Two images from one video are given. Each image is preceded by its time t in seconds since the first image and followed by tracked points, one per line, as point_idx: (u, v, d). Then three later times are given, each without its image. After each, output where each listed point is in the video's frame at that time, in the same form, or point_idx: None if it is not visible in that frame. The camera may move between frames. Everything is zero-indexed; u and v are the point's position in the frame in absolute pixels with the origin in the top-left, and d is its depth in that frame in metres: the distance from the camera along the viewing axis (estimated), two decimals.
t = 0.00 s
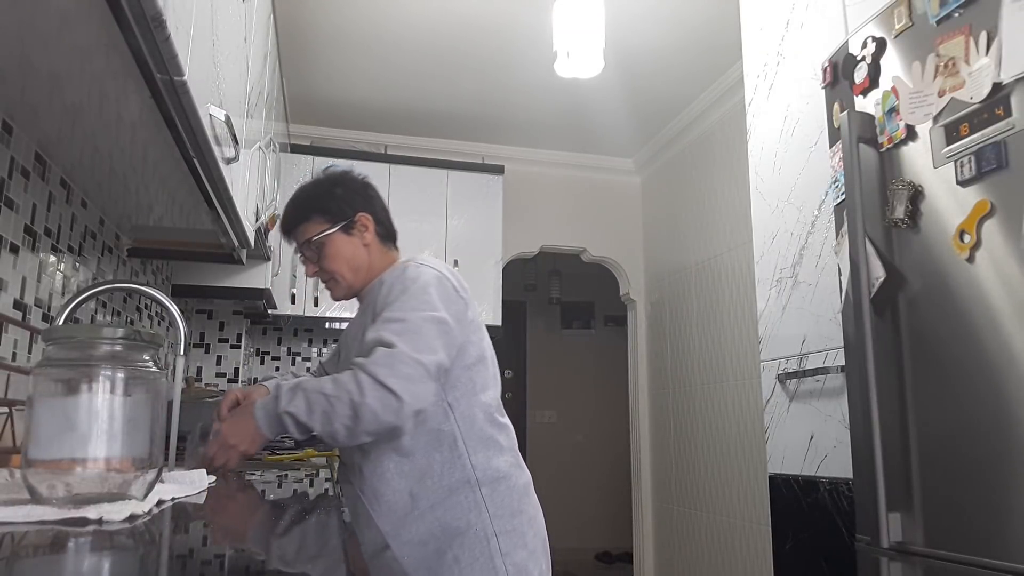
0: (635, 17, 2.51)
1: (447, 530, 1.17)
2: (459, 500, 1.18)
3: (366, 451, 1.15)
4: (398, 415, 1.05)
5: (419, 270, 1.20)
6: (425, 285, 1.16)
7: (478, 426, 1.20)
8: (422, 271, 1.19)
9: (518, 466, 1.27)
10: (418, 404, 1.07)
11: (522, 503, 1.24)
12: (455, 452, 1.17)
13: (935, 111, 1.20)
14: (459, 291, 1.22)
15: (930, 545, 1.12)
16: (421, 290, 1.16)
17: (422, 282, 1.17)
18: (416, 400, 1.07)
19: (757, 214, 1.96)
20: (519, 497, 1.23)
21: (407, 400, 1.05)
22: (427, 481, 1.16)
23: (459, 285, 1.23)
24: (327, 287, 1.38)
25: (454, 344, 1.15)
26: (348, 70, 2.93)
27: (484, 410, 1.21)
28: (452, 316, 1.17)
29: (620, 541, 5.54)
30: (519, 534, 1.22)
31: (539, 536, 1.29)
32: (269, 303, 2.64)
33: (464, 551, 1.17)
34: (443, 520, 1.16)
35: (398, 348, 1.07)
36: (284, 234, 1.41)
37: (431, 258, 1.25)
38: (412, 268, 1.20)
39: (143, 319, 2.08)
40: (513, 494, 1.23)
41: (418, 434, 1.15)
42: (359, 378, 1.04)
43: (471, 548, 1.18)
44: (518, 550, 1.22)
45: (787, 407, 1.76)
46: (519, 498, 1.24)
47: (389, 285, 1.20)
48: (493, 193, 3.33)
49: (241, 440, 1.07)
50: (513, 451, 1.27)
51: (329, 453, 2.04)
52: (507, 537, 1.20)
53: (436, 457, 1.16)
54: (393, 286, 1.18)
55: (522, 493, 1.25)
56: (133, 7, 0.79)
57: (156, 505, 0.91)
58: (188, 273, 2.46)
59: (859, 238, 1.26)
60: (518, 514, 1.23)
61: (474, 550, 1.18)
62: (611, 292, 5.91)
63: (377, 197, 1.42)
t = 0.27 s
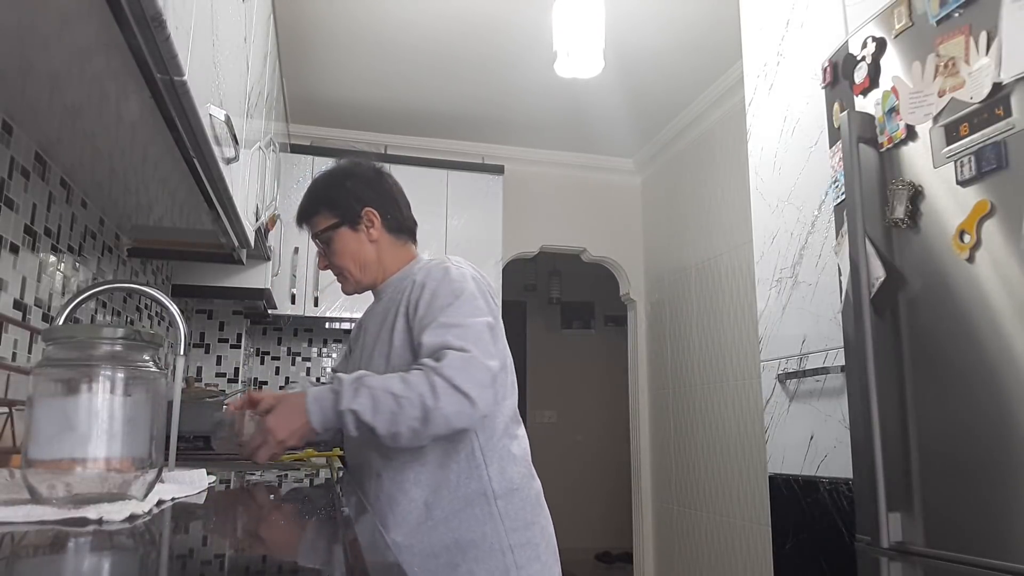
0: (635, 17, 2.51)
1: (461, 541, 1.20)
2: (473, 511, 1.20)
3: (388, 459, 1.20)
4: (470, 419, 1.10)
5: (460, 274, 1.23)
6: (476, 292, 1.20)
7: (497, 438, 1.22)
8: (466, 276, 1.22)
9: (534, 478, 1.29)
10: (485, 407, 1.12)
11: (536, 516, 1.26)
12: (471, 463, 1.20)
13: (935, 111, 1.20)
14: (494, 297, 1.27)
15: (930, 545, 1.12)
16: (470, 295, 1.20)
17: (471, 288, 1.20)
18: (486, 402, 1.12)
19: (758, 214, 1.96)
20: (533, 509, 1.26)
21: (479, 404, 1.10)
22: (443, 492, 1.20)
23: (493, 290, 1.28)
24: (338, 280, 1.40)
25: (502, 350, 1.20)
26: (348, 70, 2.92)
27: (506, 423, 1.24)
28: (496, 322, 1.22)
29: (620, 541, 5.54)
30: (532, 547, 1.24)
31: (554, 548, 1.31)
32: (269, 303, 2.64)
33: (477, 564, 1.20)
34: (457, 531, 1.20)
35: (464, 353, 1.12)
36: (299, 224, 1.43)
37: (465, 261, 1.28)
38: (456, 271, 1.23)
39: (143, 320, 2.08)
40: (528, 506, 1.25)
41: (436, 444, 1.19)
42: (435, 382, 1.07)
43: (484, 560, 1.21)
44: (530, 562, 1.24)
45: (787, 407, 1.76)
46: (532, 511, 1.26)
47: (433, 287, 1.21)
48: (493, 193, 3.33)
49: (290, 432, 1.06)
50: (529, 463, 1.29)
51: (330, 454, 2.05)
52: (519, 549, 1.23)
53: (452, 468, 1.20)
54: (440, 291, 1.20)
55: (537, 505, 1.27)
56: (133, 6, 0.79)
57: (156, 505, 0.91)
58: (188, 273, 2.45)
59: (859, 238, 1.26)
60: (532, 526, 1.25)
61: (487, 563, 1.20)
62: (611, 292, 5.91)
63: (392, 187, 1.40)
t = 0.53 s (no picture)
0: (635, 17, 2.52)
1: (473, 543, 1.19)
2: (484, 513, 1.20)
3: (398, 463, 1.21)
4: (511, 410, 1.10)
5: (473, 273, 1.25)
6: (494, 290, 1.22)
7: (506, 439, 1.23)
8: (479, 276, 1.25)
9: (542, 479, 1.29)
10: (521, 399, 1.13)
11: (546, 516, 1.26)
12: (479, 465, 1.21)
13: (935, 111, 1.20)
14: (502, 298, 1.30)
15: (930, 545, 1.12)
16: (489, 293, 1.22)
17: (487, 287, 1.23)
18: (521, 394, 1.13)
19: (757, 214, 1.96)
20: (544, 509, 1.26)
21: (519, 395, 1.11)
22: (454, 494, 1.20)
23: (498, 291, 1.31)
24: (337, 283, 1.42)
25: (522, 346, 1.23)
26: (348, 70, 2.92)
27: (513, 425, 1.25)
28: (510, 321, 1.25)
29: (620, 541, 5.54)
30: (544, 547, 1.24)
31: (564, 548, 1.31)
32: (269, 303, 2.64)
33: (491, 566, 1.19)
34: (469, 533, 1.20)
35: (499, 345, 1.13)
36: (296, 230, 1.44)
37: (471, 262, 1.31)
38: (469, 271, 1.25)
39: (143, 319, 2.08)
40: (538, 506, 1.25)
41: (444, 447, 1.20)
42: (479, 372, 1.07)
43: (497, 562, 1.20)
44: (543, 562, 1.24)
45: (787, 407, 1.76)
46: (542, 511, 1.26)
47: (446, 288, 1.22)
48: (493, 193, 3.32)
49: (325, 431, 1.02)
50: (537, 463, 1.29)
51: (330, 454, 2.05)
52: (532, 550, 1.23)
53: (461, 470, 1.20)
54: (457, 290, 1.22)
55: (547, 505, 1.27)
56: (132, 7, 0.79)
57: (156, 506, 0.91)
58: (188, 273, 2.45)
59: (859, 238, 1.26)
60: (543, 526, 1.25)
61: (501, 565, 1.20)
62: (611, 292, 5.91)
63: (382, 186, 1.39)
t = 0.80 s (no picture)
0: (635, 18, 2.52)
1: (470, 541, 1.19)
2: (481, 511, 1.21)
3: (393, 462, 1.21)
4: (508, 402, 1.11)
5: (464, 271, 1.26)
6: (485, 287, 1.23)
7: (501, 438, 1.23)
8: (471, 275, 1.25)
9: (538, 478, 1.29)
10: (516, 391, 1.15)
11: (543, 514, 1.26)
12: (475, 463, 1.21)
13: (935, 111, 1.20)
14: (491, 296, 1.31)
15: (930, 545, 1.12)
16: (481, 290, 1.23)
17: (478, 285, 1.23)
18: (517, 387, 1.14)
19: (757, 214, 1.96)
20: (540, 508, 1.26)
21: (514, 387, 1.12)
22: (450, 493, 1.20)
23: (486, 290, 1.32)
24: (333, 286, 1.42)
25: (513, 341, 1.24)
26: (348, 70, 2.92)
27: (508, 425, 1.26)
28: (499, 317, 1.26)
29: (620, 541, 5.54)
30: (542, 544, 1.24)
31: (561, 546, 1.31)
32: (269, 303, 2.64)
33: (487, 565, 1.19)
34: (465, 532, 1.20)
35: (494, 338, 1.14)
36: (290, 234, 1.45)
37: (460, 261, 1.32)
38: (460, 269, 1.26)
39: (143, 319, 2.08)
40: (535, 505, 1.25)
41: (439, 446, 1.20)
42: (476, 364, 1.08)
43: (494, 560, 1.20)
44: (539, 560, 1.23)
45: (787, 407, 1.76)
46: (539, 509, 1.26)
47: (440, 287, 1.23)
48: (493, 192, 3.32)
49: (327, 426, 1.01)
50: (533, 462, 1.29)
51: (330, 454, 2.05)
52: (529, 548, 1.22)
53: (457, 469, 1.21)
54: (449, 289, 1.22)
55: (544, 504, 1.27)
56: (132, 7, 0.79)
57: (156, 505, 0.91)
58: (188, 273, 2.45)
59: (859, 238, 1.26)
60: (540, 524, 1.25)
61: (498, 563, 1.20)
62: (611, 292, 5.91)
63: (376, 188, 1.39)
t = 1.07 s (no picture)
0: (635, 18, 2.52)
1: (461, 537, 1.20)
2: (472, 508, 1.21)
3: (386, 458, 1.21)
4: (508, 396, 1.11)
5: (456, 271, 1.26)
6: (478, 286, 1.23)
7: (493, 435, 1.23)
8: (462, 275, 1.25)
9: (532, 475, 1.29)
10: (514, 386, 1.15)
11: (536, 512, 1.26)
12: (468, 460, 1.21)
13: (935, 111, 1.20)
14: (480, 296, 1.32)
15: (929, 545, 1.12)
16: (474, 288, 1.24)
17: (471, 284, 1.24)
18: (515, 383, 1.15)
19: (757, 214, 1.96)
20: (533, 505, 1.25)
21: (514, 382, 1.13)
22: (442, 490, 1.20)
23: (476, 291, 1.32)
24: (328, 287, 1.41)
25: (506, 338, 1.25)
26: (348, 70, 2.92)
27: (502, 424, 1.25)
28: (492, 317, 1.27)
29: (620, 541, 5.54)
30: (534, 542, 1.24)
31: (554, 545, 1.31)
32: (269, 303, 2.64)
33: (478, 560, 1.19)
34: (456, 528, 1.20)
35: (493, 334, 1.15)
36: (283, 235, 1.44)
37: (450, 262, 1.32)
38: (453, 269, 1.26)
39: (143, 319, 2.08)
40: (528, 502, 1.25)
41: (433, 443, 1.20)
42: (478, 358, 1.08)
43: (485, 556, 1.20)
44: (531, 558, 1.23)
45: (787, 407, 1.76)
46: (532, 507, 1.25)
47: (434, 289, 1.23)
48: (493, 192, 3.32)
49: (339, 411, 0.97)
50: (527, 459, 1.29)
51: (330, 454, 2.05)
52: (520, 545, 1.22)
53: (449, 466, 1.20)
54: (442, 289, 1.22)
55: (537, 501, 1.27)
56: (133, 7, 0.79)
57: (156, 505, 0.91)
58: (188, 273, 2.45)
59: (859, 238, 1.26)
60: (533, 522, 1.25)
61: (488, 559, 1.20)
62: (611, 292, 5.91)
63: (374, 192, 1.40)
